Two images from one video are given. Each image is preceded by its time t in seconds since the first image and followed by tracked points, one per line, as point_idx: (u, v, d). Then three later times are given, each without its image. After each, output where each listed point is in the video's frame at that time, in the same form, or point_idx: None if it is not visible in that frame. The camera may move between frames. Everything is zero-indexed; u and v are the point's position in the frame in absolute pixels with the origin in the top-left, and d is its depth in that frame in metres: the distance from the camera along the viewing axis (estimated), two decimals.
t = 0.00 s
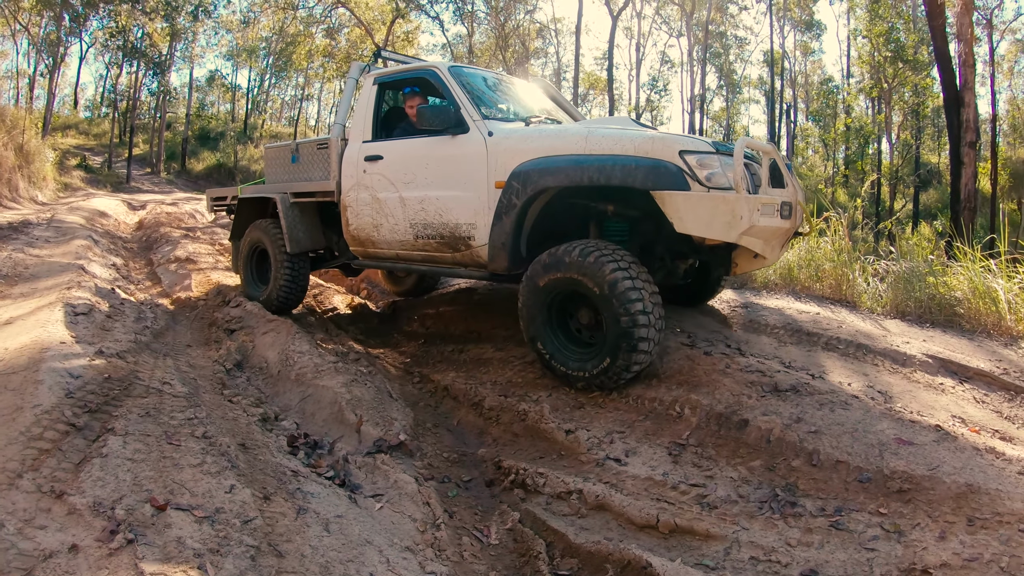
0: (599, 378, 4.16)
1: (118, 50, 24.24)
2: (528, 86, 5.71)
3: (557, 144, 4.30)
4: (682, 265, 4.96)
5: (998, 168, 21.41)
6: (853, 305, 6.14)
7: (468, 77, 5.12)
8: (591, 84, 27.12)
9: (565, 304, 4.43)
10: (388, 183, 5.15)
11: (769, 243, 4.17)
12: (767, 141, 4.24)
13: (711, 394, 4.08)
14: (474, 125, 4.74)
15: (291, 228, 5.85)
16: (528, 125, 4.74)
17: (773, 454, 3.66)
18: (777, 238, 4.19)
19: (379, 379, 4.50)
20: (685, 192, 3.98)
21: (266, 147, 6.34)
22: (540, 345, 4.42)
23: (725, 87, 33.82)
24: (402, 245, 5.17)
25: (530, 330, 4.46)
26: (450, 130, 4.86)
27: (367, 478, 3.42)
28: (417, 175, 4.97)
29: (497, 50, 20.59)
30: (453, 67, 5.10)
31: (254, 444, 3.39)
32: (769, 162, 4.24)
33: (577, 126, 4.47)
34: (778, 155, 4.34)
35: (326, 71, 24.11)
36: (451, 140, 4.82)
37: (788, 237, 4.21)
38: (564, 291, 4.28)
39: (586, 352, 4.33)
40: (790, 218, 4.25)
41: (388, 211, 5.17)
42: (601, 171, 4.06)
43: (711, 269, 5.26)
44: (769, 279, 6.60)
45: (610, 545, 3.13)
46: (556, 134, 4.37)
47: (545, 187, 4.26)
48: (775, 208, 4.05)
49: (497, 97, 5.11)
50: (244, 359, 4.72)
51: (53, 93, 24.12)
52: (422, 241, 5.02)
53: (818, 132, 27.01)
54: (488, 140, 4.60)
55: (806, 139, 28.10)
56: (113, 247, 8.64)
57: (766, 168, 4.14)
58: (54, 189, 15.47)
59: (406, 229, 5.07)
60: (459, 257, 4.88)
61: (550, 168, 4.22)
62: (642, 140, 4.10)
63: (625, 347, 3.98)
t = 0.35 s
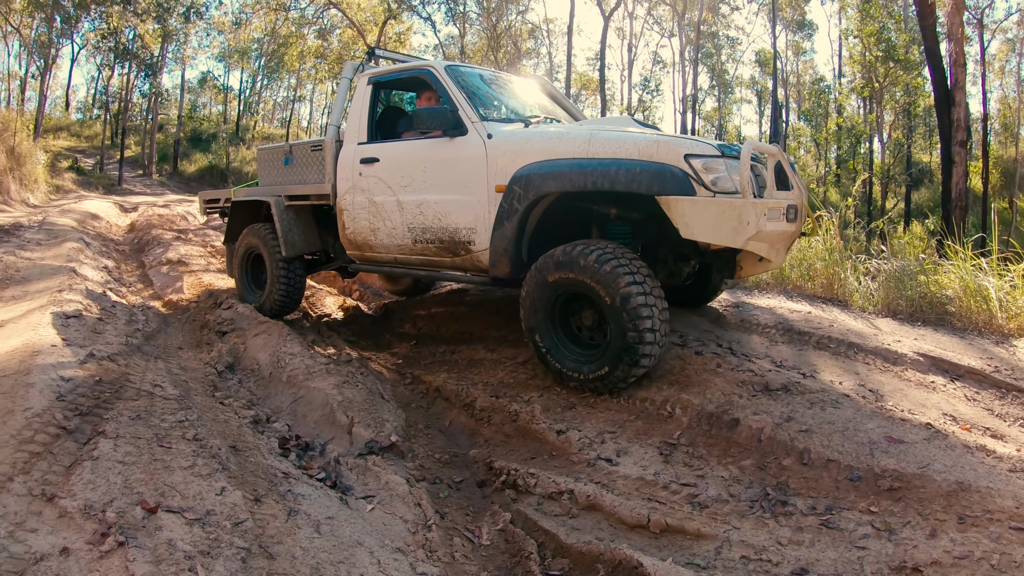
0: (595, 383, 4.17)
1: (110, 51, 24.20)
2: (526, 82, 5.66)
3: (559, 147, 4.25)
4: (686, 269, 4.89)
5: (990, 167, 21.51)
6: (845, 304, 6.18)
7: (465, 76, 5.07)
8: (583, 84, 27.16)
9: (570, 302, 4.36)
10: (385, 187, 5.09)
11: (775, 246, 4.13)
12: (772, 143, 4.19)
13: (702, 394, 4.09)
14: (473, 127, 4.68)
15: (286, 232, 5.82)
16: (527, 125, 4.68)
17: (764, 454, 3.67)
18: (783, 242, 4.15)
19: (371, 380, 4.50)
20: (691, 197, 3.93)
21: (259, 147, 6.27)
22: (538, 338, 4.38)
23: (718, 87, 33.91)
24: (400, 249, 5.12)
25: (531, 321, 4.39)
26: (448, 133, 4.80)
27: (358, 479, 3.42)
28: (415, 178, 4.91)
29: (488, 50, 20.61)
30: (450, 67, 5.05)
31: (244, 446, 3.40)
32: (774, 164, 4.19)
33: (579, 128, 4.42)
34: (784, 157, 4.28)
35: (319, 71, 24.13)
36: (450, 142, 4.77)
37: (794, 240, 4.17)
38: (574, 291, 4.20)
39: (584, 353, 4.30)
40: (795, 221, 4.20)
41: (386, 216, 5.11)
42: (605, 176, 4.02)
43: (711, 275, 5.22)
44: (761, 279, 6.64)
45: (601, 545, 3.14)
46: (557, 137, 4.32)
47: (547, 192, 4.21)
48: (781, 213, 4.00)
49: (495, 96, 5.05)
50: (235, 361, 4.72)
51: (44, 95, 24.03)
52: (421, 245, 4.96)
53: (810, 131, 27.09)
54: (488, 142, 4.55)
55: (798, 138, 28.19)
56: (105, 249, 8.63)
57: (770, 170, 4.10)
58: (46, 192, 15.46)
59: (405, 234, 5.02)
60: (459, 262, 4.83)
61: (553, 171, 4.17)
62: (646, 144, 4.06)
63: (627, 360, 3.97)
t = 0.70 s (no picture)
0: (591, 383, 4.17)
1: (102, 53, 24.11)
2: (524, 83, 5.64)
3: (557, 147, 4.23)
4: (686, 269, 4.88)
5: (983, 166, 21.61)
6: (839, 303, 6.21)
7: (461, 76, 5.04)
8: (577, 84, 27.20)
9: (571, 300, 4.34)
10: (381, 187, 5.07)
11: (773, 245, 4.13)
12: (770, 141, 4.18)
13: (697, 393, 4.09)
14: (470, 127, 4.66)
15: (282, 234, 5.79)
16: (524, 125, 4.66)
17: (759, 453, 3.68)
18: (782, 240, 4.15)
19: (365, 381, 4.50)
20: (691, 196, 3.92)
21: (254, 148, 6.24)
22: (536, 335, 4.37)
23: (712, 87, 34.00)
24: (398, 250, 5.10)
25: (530, 317, 4.37)
26: (444, 133, 4.78)
27: (353, 481, 3.42)
28: (411, 179, 4.89)
29: (482, 51, 20.61)
30: (446, 67, 5.02)
31: (239, 448, 3.39)
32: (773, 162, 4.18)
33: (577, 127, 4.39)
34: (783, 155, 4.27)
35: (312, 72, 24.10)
36: (447, 142, 4.74)
37: (793, 239, 4.17)
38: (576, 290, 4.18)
39: (582, 352, 4.29)
40: (794, 220, 4.20)
41: (383, 216, 5.09)
42: (604, 176, 4.00)
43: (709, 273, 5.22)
44: (756, 278, 6.66)
45: (598, 545, 3.14)
46: (555, 137, 4.30)
47: (546, 192, 4.20)
48: (780, 211, 3.99)
49: (490, 96, 5.02)
50: (230, 363, 4.71)
51: (37, 97, 23.94)
52: (419, 246, 4.95)
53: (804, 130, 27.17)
54: (485, 142, 4.53)
55: (792, 138, 28.28)
56: (98, 251, 8.61)
57: (769, 169, 4.09)
58: (40, 194, 15.39)
59: (402, 235, 5.01)
60: (457, 262, 4.81)
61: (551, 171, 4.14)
62: (645, 143, 4.04)
63: (625, 363, 3.97)
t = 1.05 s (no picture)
0: (588, 384, 4.19)
1: (98, 55, 24.09)
2: (526, 78, 5.60)
3: (566, 144, 4.19)
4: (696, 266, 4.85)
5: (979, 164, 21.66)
6: (836, 301, 6.22)
7: (464, 72, 5.01)
8: (573, 84, 27.22)
9: (585, 295, 4.28)
10: (384, 187, 5.03)
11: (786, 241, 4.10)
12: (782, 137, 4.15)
13: (695, 392, 4.08)
14: (474, 124, 4.62)
15: (282, 235, 5.75)
16: (530, 122, 4.62)
17: (757, 451, 3.68)
18: (795, 237, 4.12)
19: (362, 382, 4.49)
20: (703, 194, 3.88)
21: (252, 149, 6.23)
22: (542, 323, 4.33)
23: (708, 87, 34.04)
24: (402, 250, 5.06)
25: (541, 302, 4.31)
26: (449, 130, 4.74)
27: (350, 482, 3.41)
28: (415, 178, 4.85)
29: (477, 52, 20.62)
30: (449, 63, 4.99)
31: (235, 449, 3.38)
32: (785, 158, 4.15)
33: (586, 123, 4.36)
34: (794, 150, 4.24)
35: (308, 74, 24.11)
36: (452, 140, 4.70)
37: (805, 236, 4.13)
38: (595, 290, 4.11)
39: (585, 350, 4.29)
40: (807, 216, 4.16)
41: (386, 216, 5.05)
42: (615, 173, 3.96)
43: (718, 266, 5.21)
44: (752, 278, 6.68)
45: (595, 545, 3.13)
46: (564, 133, 4.25)
47: (555, 190, 4.16)
48: (793, 208, 3.96)
49: (494, 91, 4.99)
50: (226, 364, 4.71)
51: (32, 99, 23.91)
52: (423, 246, 4.91)
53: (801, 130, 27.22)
54: (491, 139, 4.49)
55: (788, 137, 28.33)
56: (94, 253, 8.61)
57: (781, 164, 4.05)
58: (35, 196, 15.38)
59: (406, 234, 4.97)
60: (462, 262, 4.77)
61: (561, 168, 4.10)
62: (656, 138, 4.00)
63: (630, 372, 3.97)
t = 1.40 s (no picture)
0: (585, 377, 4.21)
1: (93, 54, 24.07)
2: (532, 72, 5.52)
3: (583, 142, 4.11)
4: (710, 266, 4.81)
5: (976, 163, 21.70)
6: (830, 300, 6.23)
7: (472, 65, 4.92)
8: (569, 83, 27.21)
9: (607, 290, 4.18)
10: (390, 185, 4.96)
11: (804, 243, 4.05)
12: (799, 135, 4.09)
13: (688, 390, 4.09)
14: (484, 120, 4.54)
15: (282, 234, 5.72)
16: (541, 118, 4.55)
17: (749, 449, 3.68)
18: (812, 238, 4.07)
19: (355, 381, 4.50)
20: (725, 194, 3.80)
21: (251, 146, 6.17)
22: (556, 305, 4.24)
23: (704, 86, 34.07)
24: (409, 250, 4.99)
25: (564, 281, 4.18)
26: (458, 126, 4.66)
27: (342, 480, 3.42)
28: (423, 177, 4.78)
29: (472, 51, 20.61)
30: (456, 57, 4.90)
31: (227, 448, 3.38)
32: (802, 157, 4.09)
33: (604, 120, 4.27)
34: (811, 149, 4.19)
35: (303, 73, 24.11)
36: (460, 137, 4.63)
37: (822, 238, 4.11)
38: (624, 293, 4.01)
39: (591, 342, 4.26)
40: (823, 217, 4.12)
41: (392, 215, 4.97)
42: (635, 173, 3.88)
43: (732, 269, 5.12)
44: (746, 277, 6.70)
45: (586, 543, 3.14)
46: (581, 130, 4.16)
47: (571, 191, 4.08)
48: (812, 209, 3.92)
49: (502, 83, 4.93)
50: (219, 363, 4.71)
51: (27, 99, 23.89)
52: (431, 246, 4.84)
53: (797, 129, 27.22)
54: (503, 136, 4.41)
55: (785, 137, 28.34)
56: (88, 252, 8.61)
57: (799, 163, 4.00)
58: (30, 195, 15.38)
59: (414, 234, 4.89)
60: (471, 262, 4.70)
61: (578, 167, 4.02)
62: (676, 137, 3.90)
63: (632, 382, 4.01)
